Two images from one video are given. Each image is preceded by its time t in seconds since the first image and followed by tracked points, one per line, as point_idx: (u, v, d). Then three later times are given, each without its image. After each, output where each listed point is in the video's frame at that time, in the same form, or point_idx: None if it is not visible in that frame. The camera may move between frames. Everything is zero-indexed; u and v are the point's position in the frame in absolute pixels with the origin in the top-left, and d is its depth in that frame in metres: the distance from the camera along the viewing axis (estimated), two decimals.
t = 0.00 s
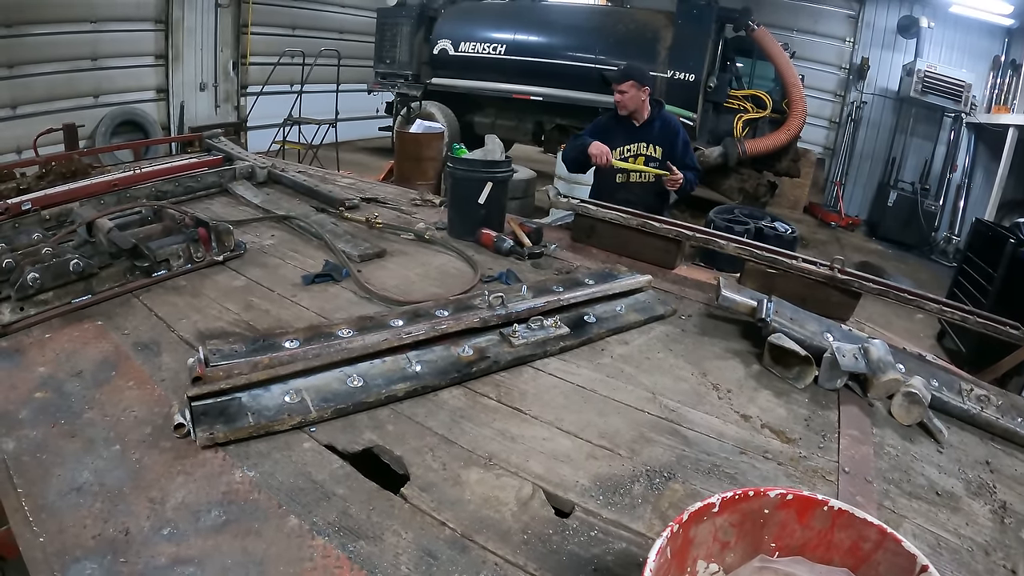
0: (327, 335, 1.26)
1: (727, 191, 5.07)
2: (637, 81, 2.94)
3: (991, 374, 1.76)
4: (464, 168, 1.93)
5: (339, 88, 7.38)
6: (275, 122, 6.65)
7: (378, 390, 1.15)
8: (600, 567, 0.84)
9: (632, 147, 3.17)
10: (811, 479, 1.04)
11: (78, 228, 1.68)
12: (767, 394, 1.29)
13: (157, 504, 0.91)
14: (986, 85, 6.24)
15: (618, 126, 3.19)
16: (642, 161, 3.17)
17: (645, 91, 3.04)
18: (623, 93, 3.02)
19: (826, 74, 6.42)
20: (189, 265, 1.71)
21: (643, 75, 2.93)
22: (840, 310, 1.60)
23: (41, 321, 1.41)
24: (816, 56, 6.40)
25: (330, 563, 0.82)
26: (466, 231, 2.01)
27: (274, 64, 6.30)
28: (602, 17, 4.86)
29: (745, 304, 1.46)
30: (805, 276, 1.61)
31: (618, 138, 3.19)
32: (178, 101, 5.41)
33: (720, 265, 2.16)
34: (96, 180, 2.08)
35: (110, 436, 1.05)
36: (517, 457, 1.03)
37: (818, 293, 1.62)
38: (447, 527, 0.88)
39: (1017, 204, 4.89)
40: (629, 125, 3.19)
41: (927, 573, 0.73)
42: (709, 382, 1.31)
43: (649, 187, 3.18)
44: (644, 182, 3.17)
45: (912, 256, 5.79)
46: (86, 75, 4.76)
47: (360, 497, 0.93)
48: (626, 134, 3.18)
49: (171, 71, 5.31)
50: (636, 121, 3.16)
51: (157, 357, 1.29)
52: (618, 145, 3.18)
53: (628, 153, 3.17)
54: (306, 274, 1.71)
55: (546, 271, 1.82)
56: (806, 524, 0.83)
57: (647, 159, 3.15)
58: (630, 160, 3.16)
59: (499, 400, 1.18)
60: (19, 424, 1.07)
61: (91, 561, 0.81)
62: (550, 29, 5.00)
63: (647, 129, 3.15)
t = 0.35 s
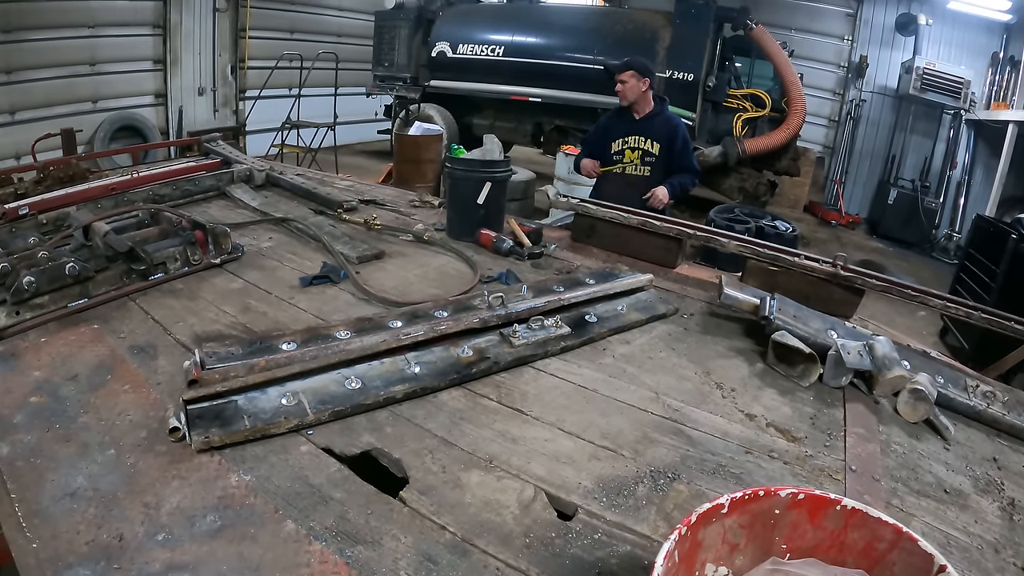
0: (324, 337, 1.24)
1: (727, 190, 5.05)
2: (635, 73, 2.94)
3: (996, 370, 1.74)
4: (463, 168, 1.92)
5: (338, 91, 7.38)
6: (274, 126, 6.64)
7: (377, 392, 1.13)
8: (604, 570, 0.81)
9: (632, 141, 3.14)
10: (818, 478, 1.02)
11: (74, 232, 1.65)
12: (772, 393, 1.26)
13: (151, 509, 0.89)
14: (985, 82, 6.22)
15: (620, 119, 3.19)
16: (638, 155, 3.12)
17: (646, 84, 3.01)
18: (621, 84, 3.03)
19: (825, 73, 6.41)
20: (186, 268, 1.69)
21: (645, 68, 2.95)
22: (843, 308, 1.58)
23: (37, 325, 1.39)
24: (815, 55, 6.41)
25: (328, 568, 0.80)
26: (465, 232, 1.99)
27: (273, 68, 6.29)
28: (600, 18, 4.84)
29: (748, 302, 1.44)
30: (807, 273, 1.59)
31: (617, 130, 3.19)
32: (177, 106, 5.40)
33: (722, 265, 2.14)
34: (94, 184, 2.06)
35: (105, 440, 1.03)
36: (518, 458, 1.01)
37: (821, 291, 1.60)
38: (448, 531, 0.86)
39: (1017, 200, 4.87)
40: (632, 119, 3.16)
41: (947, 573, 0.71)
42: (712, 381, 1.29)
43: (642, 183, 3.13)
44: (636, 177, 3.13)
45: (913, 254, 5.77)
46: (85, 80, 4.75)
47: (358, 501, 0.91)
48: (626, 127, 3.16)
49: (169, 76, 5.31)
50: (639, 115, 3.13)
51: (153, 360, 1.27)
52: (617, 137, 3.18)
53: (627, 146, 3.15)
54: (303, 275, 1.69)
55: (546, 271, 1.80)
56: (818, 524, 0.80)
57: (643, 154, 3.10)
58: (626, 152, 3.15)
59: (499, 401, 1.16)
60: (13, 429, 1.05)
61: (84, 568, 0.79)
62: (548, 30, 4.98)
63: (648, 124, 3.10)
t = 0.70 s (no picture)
0: (335, 341, 1.25)
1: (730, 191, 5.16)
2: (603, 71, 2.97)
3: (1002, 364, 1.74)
4: (468, 172, 1.93)
5: (340, 98, 7.41)
6: (276, 133, 6.67)
7: (389, 394, 1.14)
8: (619, 567, 0.82)
9: (604, 137, 3.18)
10: (828, 474, 1.02)
11: (83, 239, 1.66)
12: (780, 390, 1.27)
13: (166, 512, 0.90)
14: (985, 79, 6.22)
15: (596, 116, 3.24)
16: (607, 152, 3.15)
17: (616, 80, 3.01)
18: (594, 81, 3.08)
19: (826, 72, 6.44)
20: (193, 273, 1.70)
21: (616, 65, 2.98)
22: (849, 305, 1.58)
23: (46, 332, 1.40)
24: (815, 55, 6.44)
25: (345, 568, 0.80)
26: (472, 235, 2.01)
27: (275, 75, 6.31)
28: (600, 21, 4.89)
29: (755, 300, 1.45)
30: (812, 272, 1.60)
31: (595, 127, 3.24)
32: (180, 114, 5.43)
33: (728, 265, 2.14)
34: (99, 192, 2.07)
35: (118, 445, 1.04)
36: (531, 458, 1.01)
37: (826, 289, 1.60)
38: (463, 530, 0.87)
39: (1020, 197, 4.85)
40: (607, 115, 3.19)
41: (961, 557, 0.72)
42: (721, 379, 1.30)
43: (612, 179, 3.15)
44: (606, 173, 3.17)
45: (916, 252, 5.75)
46: (88, 88, 4.77)
47: (374, 502, 0.91)
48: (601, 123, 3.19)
49: (172, 84, 5.33)
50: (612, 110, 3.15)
51: (164, 365, 1.28)
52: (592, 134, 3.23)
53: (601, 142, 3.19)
54: (312, 280, 1.70)
55: (553, 273, 1.81)
56: (833, 513, 0.81)
57: (610, 150, 3.13)
58: (598, 149, 3.19)
59: (511, 402, 1.17)
60: (25, 434, 1.07)
61: (100, 571, 0.80)
62: (549, 34, 5.01)
63: (618, 120, 3.11)
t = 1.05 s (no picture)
0: (336, 347, 1.25)
1: (740, 195, 5.17)
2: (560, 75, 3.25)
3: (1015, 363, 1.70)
4: (473, 179, 1.94)
5: (349, 109, 7.46)
6: (286, 145, 6.73)
7: (388, 400, 1.13)
8: (617, 571, 0.80)
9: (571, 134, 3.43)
10: (834, 476, 1.00)
11: (91, 250, 1.70)
12: (786, 392, 1.25)
13: (164, 516, 0.89)
14: (993, 77, 6.12)
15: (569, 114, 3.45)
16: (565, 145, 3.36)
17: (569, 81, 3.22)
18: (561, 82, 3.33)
19: (834, 73, 6.40)
20: (199, 283, 1.70)
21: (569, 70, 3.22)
22: (858, 307, 1.55)
23: (53, 340, 1.41)
24: (821, 56, 6.38)
25: (338, 572, 0.79)
26: (477, 243, 1.99)
27: (283, 87, 6.40)
28: (607, 27, 4.96)
29: (760, 302, 1.42)
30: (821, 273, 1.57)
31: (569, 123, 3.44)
32: (190, 127, 5.53)
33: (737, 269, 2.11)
34: (110, 206, 2.08)
35: (120, 450, 1.04)
36: (530, 463, 1.00)
37: (834, 290, 1.58)
38: (459, 535, 0.85)
39: None
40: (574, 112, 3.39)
41: (961, 560, 0.70)
42: (726, 382, 1.27)
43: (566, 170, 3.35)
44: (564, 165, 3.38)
45: (929, 253, 5.63)
46: (100, 103, 4.85)
47: (370, 506, 0.90)
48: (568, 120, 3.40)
49: (182, 97, 5.42)
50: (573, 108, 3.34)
51: (167, 373, 1.29)
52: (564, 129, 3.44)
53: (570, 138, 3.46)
54: (316, 288, 1.70)
55: (558, 278, 1.79)
56: (828, 515, 0.79)
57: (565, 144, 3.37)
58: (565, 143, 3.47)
59: (511, 407, 1.15)
60: (30, 441, 1.07)
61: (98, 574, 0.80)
62: (555, 42, 5.06)
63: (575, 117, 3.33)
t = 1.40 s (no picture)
0: (351, 349, 1.26)
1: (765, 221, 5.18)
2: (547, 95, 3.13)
3: None
4: (495, 191, 1.94)
5: (379, 116, 7.49)
6: (314, 148, 6.73)
7: (398, 403, 1.14)
8: None
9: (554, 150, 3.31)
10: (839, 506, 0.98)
11: (118, 241, 1.77)
12: (796, 419, 1.23)
13: (169, 501, 0.91)
14: None
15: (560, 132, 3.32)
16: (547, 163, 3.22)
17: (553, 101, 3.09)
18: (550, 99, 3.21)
19: (865, 101, 6.37)
20: (222, 279, 1.73)
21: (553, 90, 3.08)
22: (876, 336, 1.53)
23: (76, 324, 1.44)
24: (852, 83, 6.37)
25: (335, 567, 0.80)
26: (499, 253, 1.99)
27: (316, 91, 6.44)
28: (638, 46, 4.94)
29: (775, 327, 1.42)
30: (838, 300, 1.55)
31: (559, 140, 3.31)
32: (222, 126, 5.64)
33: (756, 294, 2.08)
34: (140, 199, 2.22)
35: (132, 435, 1.06)
36: (534, 473, 1.00)
37: (852, 318, 1.56)
38: (457, 539, 0.85)
39: None
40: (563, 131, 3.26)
41: None
42: (736, 406, 1.26)
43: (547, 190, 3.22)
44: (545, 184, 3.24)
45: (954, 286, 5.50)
46: (134, 97, 4.97)
47: (372, 506, 0.91)
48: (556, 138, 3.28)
49: (215, 96, 5.53)
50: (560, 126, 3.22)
51: (183, 364, 1.31)
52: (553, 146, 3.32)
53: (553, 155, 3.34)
54: (336, 290, 1.72)
55: (576, 294, 1.79)
56: (819, 539, 0.79)
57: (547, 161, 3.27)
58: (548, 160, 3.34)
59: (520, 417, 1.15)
60: (45, 419, 1.10)
61: (101, 552, 0.81)
62: (587, 58, 5.05)
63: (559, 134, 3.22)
